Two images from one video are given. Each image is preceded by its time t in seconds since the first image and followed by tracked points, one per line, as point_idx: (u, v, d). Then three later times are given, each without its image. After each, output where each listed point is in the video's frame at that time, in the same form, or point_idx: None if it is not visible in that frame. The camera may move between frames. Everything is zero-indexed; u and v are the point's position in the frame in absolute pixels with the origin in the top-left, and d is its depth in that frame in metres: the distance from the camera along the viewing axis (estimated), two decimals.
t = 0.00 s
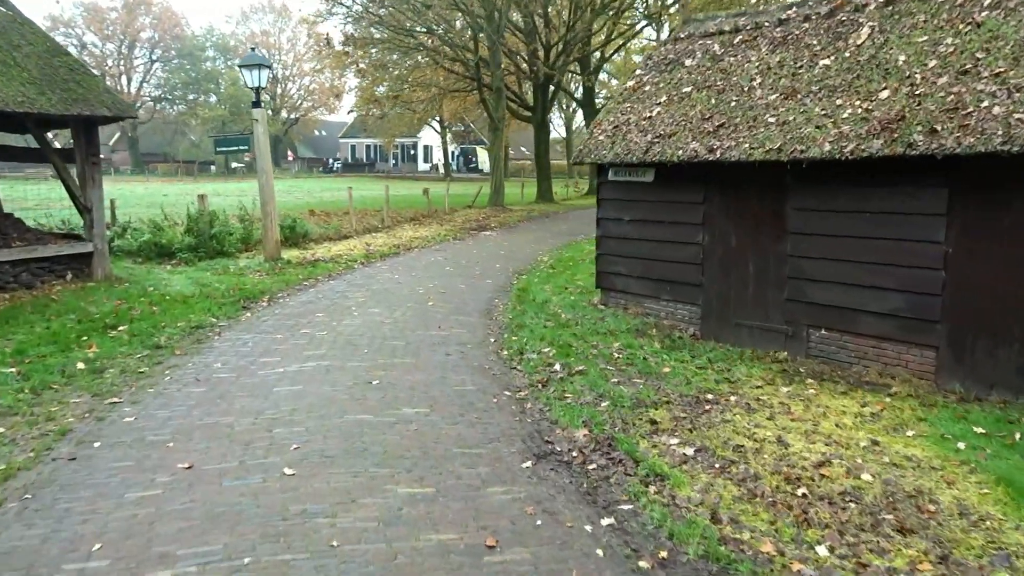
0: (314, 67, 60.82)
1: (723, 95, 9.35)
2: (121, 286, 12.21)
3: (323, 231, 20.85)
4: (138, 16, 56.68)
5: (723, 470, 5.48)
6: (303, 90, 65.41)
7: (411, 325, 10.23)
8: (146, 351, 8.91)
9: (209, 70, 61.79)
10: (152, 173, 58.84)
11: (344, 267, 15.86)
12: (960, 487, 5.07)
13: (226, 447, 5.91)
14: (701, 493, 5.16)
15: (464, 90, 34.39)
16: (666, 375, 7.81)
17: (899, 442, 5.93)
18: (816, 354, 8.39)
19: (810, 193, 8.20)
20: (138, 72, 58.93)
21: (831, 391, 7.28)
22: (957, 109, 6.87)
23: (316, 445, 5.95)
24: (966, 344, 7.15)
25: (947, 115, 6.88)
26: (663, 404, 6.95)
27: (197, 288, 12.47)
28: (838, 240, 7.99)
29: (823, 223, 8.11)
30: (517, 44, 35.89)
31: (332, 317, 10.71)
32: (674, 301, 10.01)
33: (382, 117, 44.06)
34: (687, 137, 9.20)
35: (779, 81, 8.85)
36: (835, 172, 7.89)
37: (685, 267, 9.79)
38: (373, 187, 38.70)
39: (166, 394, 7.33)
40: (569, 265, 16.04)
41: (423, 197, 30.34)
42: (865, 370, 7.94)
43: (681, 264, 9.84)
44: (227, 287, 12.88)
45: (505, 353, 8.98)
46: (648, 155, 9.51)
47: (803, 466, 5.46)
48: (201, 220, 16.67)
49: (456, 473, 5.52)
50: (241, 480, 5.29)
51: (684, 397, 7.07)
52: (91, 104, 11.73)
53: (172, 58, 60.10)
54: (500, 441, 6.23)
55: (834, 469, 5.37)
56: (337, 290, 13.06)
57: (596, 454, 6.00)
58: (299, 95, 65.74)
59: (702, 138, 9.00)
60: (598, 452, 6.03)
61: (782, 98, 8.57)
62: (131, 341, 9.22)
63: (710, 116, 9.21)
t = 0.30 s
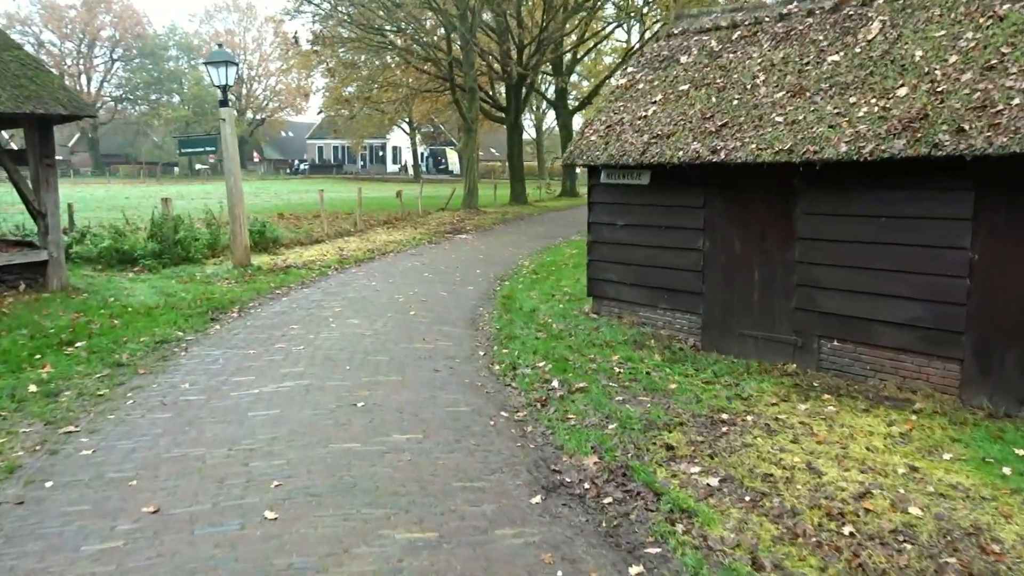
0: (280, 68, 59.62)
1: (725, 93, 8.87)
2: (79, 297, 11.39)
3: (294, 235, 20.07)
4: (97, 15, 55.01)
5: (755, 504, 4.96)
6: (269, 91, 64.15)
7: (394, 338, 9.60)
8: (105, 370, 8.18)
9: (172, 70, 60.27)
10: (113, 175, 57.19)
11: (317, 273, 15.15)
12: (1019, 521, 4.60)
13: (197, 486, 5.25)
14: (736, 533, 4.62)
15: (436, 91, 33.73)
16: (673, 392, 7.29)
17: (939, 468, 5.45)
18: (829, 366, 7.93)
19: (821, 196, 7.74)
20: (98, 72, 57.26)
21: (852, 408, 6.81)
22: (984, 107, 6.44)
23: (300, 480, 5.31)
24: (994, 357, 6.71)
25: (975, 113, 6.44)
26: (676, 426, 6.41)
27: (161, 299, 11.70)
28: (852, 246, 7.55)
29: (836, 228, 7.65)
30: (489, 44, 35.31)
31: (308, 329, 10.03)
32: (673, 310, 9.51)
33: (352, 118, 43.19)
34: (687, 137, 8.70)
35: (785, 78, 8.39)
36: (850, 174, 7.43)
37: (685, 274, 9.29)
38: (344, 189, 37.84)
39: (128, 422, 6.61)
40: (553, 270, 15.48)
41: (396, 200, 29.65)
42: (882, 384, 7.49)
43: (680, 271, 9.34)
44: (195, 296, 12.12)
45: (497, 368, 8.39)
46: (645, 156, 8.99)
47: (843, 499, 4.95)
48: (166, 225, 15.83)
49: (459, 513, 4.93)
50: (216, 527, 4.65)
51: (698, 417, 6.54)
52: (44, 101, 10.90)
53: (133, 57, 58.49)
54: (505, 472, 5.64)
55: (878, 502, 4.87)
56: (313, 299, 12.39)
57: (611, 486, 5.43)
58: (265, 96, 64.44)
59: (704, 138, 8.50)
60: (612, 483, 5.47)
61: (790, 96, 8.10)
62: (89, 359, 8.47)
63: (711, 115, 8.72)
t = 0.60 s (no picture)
0: (247, 67, 58.34)
1: (730, 88, 8.39)
2: (36, 307, 10.58)
3: (265, 238, 19.29)
4: (56, 11, 53.32)
5: (801, 543, 4.45)
6: (236, 91, 62.78)
7: (379, 350, 8.98)
8: (64, 390, 7.45)
9: (135, 69, 58.68)
10: (74, 176, 55.50)
11: (291, 279, 14.44)
12: None
13: (168, 530, 4.60)
14: None
15: (409, 90, 33.03)
16: (687, 409, 6.78)
17: (991, 495, 4.99)
18: (847, 377, 7.48)
19: (838, 198, 7.28)
20: (58, 71, 55.53)
21: (880, 426, 6.35)
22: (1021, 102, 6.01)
23: (286, 522, 4.69)
24: None
25: (1010, 109, 6.02)
26: (696, 449, 5.89)
27: (126, 308, 10.94)
28: (871, 250, 7.10)
29: (855, 231, 7.20)
30: (462, 42, 34.68)
31: (286, 341, 9.37)
32: (675, 318, 9.01)
33: (321, 117, 42.27)
34: (692, 136, 8.20)
35: (796, 72, 7.92)
36: (870, 174, 6.99)
37: (688, 280, 8.79)
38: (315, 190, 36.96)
39: (89, 452, 5.92)
40: (538, 274, 14.93)
41: (369, 201, 28.90)
42: (906, 398, 7.05)
43: (683, 278, 8.84)
44: (162, 304, 11.37)
45: (493, 384, 7.81)
46: (647, 155, 8.48)
47: (898, 536, 4.45)
48: (130, 229, 15.00)
49: (470, 558, 4.35)
50: None
51: (718, 438, 6.03)
52: None
53: (94, 56, 56.83)
54: (515, 507, 5.07)
55: (937, 539, 4.38)
56: (289, 307, 11.70)
57: (635, 521, 4.89)
58: (231, 96, 63.07)
59: (711, 136, 8.01)
60: (636, 518, 4.92)
61: (803, 92, 7.64)
62: (46, 378, 7.73)
63: (716, 112, 8.24)
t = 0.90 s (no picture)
0: (214, 65, 57.05)
1: (741, 84, 7.91)
2: None
3: (237, 241, 18.50)
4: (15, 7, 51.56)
5: None
6: (203, 90, 61.34)
7: (367, 363, 8.38)
8: (22, 415, 6.74)
9: (98, 67, 57.07)
10: (35, 177, 53.76)
11: (267, 285, 13.75)
12: None
13: None
14: None
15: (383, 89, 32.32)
16: (707, 430, 6.27)
17: None
18: (871, 391, 7.04)
19: (862, 200, 6.84)
20: (17, 68, 53.73)
21: (917, 446, 5.89)
22: None
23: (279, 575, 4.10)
24: None
25: None
26: (726, 476, 5.38)
27: (90, 319, 10.18)
28: (899, 256, 6.66)
29: (880, 236, 6.76)
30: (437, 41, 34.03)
31: (266, 355, 8.71)
32: (681, 328, 8.52)
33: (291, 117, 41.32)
34: (702, 134, 7.71)
35: (812, 67, 7.47)
36: (899, 175, 6.55)
37: (695, 288, 8.30)
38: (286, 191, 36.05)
39: (49, 489, 5.25)
40: (525, 279, 14.39)
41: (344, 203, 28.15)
42: (935, 413, 6.62)
43: (690, 285, 8.35)
44: (130, 314, 10.63)
45: (493, 401, 7.25)
46: (653, 155, 7.97)
47: None
48: (94, 233, 14.17)
49: None
50: None
51: (748, 464, 5.52)
52: None
53: (56, 53, 55.10)
54: (537, 548, 4.52)
55: None
56: (266, 316, 11.03)
57: (672, 564, 4.36)
58: (198, 95, 61.67)
59: (724, 134, 7.52)
60: (673, 560, 4.40)
61: (822, 87, 7.18)
62: (1, 400, 7.00)
63: (727, 109, 7.76)
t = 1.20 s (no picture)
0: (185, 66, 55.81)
1: (759, 79, 7.46)
2: None
3: (213, 247, 17.75)
4: None
5: None
6: (174, 91, 60.02)
7: (361, 380, 7.81)
8: None
9: (65, 67, 55.51)
10: None
11: (247, 293, 13.08)
12: None
13: None
14: None
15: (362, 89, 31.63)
16: (738, 452, 5.80)
17: None
18: (905, 405, 6.61)
19: (895, 202, 6.42)
20: None
21: (967, 468, 5.46)
22: None
23: None
24: None
25: None
26: (770, 506, 4.90)
27: (58, 333, 9.48)
28: (936, 262, 6.23)
29: (915, 240, 6.34)
30: (416, 40, 33.41)
31: (251, 371, 8.11)
32: (695, 338, 8.05)
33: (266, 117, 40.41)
34: (720, 132, 7.25)
35: (837, 60, 7.03)
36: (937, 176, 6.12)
37: (710, 296, 7.84)
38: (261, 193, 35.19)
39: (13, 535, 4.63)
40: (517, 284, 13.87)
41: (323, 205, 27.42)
42: (977, 429, 6.20)
43: (704, 293, 7.88)
44: (102, 327, 9.94)
45: (501, 421, 6.72)
46: (667, 155, 7.50)
47: None
48: (63, 239, 13.41)
49: None
50: None
51: (791, 492, 5.05)
52: None
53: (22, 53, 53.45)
54: None
55: None
56: (248, 327, 10.38)
57: None
58: (169, 96, 60.35)
59: (744, 133, 7.06)
60: None
61: (849, 82, 6.75)
62: None
63: (745, 106, 7.30)
